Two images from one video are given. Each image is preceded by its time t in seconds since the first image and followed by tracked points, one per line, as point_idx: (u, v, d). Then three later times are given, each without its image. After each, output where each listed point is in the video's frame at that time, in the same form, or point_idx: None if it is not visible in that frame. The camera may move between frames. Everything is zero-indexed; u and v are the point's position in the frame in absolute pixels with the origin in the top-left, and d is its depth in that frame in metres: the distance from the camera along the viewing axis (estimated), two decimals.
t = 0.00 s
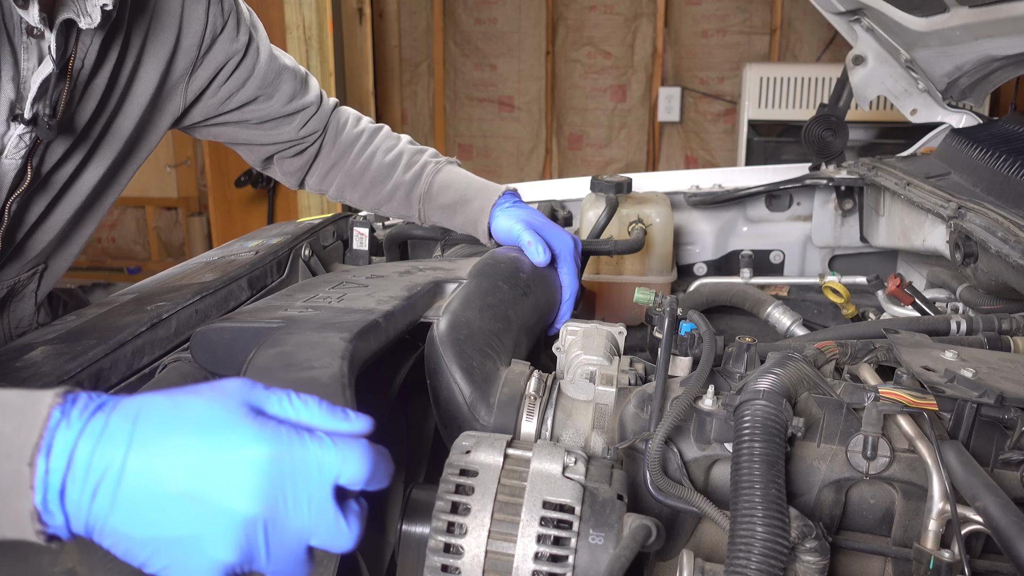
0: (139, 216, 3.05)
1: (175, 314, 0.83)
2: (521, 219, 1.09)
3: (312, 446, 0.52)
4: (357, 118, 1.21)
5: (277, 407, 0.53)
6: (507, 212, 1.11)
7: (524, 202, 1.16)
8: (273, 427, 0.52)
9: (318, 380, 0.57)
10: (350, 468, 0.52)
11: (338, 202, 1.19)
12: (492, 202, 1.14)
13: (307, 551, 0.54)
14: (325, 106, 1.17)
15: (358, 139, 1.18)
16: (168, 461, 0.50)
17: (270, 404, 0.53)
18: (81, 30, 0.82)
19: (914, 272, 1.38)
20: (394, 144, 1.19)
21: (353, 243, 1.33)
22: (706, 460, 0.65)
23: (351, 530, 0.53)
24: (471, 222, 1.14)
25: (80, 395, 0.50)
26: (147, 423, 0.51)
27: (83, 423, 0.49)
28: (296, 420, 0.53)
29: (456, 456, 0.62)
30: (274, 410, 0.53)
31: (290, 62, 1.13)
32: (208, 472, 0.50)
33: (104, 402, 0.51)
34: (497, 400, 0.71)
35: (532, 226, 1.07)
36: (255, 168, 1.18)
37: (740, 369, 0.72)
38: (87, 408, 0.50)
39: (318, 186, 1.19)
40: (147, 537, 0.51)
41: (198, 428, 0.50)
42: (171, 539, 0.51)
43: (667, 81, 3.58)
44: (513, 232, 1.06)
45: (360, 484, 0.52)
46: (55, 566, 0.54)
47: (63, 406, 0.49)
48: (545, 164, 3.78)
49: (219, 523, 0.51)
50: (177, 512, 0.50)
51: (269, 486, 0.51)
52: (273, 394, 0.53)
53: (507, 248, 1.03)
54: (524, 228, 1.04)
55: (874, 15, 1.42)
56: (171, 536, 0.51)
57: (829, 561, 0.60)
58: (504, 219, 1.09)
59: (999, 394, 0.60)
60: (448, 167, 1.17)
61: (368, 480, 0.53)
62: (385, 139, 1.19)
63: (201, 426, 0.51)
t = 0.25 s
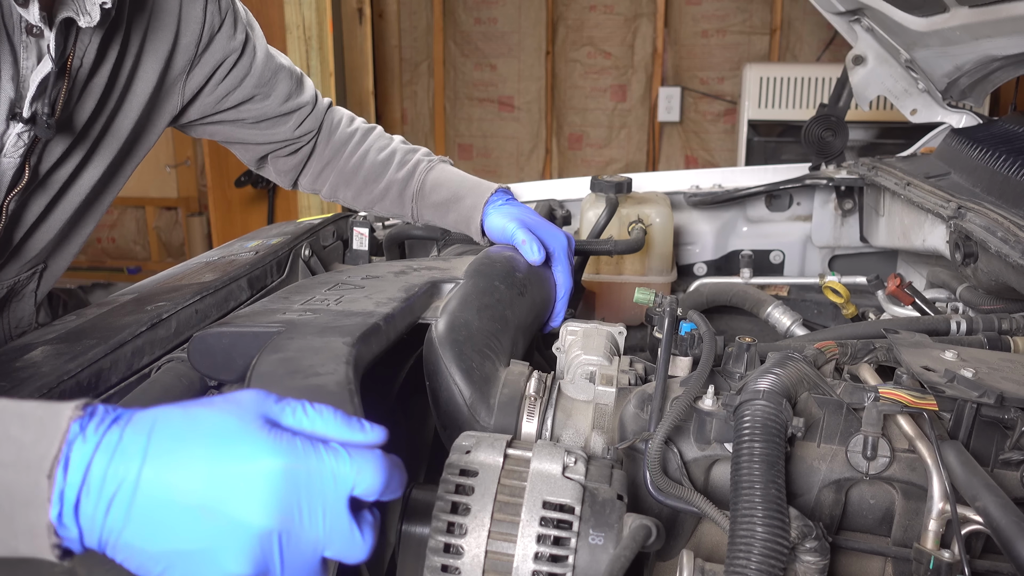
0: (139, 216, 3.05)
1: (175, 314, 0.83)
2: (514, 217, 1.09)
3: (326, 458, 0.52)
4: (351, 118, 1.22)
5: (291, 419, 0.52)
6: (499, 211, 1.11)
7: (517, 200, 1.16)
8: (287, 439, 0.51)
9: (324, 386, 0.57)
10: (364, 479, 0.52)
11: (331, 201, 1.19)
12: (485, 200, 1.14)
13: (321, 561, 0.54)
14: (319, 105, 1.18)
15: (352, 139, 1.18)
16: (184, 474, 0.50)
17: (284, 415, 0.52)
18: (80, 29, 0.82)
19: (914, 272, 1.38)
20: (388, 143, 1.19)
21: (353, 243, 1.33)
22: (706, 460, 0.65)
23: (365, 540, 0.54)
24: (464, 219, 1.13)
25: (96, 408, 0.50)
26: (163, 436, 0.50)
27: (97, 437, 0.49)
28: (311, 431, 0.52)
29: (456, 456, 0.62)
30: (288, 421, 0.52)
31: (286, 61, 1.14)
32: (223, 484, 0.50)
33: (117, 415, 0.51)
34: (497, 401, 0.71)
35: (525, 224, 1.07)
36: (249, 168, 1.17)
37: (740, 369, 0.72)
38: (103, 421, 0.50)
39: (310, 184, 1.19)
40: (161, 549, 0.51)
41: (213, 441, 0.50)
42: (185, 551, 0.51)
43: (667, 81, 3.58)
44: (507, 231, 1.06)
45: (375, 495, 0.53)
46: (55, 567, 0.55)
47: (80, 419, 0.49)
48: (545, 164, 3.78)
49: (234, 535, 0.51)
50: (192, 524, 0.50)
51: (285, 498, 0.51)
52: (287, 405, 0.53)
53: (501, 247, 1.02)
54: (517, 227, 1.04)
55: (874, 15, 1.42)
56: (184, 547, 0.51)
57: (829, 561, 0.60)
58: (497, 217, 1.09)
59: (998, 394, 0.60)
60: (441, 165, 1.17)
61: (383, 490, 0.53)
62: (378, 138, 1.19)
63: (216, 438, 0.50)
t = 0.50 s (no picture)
0: (139, 216, 3.05)
1: (176, 314, 0.83)
2: (518, 216, 1.09)
3: (291, 444, 0.52)
4: (356, 118, 1.21)
5: (257, 404, 0.52)
6: (503, 210, 1.12)
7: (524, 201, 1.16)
8: (251, 423, 0.51)
9: (304, 377, 0.57)
10: (327, 465, 0.52)
11: (338, 201, 1.19)
12: (492, 201, 1.14)
13: (284, 546, 0.54)
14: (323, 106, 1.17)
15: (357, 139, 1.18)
16: (149, 456, 0.50)
17: (250, 400, 0.52)
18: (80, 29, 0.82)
19: (914, 272, 1.38)
20: (393, 143, 1.19)
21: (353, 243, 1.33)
22: (706, 460, 0.65)
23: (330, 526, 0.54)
24: (469, 220, 1.13)
25: (67, 389, 0.50)
26: (131, 417, 0.51)
27: (65, 418, 0.49)
28: (278, 417, 0.52)
29: (456, 456, 0.62)
30: (254, 407, 0.52)
31: (286, 61, 1.13)
32: (188, 467, 0.50)
33: (86, 397, 0.51)
34: (492, 399, 0.71)
35: (529, 224, 1.07)
36: (253, 167, 1.17)
37: (740, 368, 0.72)
38: (73, 402, 0.50)
39: (318, 186, 1.19)
40: (126, 530, 0.51)
41: (179, 423, 0.51)
42: (149, 533, 0.51)
43: (667, 81, 3.58)
44: (510, 230, 1.07)
45: (339, 482, 0.52)
46: (55, 565, 0.55)
47: (51, 400, 0.49)
48: (545, 164, 3.78)
49: (197, 518, 0.51)
50: (157, 506, 0.51)
51: (248, 482, 0.51)
52: (254, 391, 0.53)
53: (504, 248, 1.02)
54: (519, 225, 1.05)
55: (874, 15, 1.42)
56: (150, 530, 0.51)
57: (829, 561, 0.60)
58: (503, 216, 1.10)
59: (998, 394, 0.60)
60: (448, 166, 1.17)
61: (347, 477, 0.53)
62: (385, 138, 1.19)
63: (182, 421, 0.51)
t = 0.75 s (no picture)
0: (139, 216, 3.05)
1: (175, 315, 0.83)
2: (517, 216, 1.09)
3: (310, 453, 0.52)
4: (351, 119, 1.21)
5: (275, 415, 0.53)
6: (500, 211, 1.12)
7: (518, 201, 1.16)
8: (271, 434, 0.52)
9: (313, 382, 0.57)
10: (347, 474, 0.53)
11: (332, 202, 1.19)
12: (486, 201, 1.14)
13: (305, 556, 0.54)
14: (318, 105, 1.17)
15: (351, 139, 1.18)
16: (167, 468, 0.50)
17: (269, 411, 0.53)
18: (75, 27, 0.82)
19: (914, 272, 1.38)
20: (388, 143, 1.19)
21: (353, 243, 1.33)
22: (706, 460, 0.65)
23: (348, 535, 0.54)
24: (466, 220, 1.13)
25: (78, 402, 0.50)
26: (147, 430, 0.51)
27: (81, 432, 0.49)
28: (295, 425, 0.53)
29: (456, 457, 0.62)
30: (273, 417, 0.53)
31: (284, 61, 1.14)
32: (207, 480, 0.50)
33: (101, 410, 0.51)
34: (491, 399, 0.71)
35: (528, 224, 1.07)
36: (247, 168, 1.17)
37: (740, 369, 0.72)
38: (86, 415, 0.50)
39: (311, 185, 1.19)
40: (144, 544, 0.51)
41: (197, 435, 0.51)
42: (168, 546, 0.51)
43: (667, 81, 3.58)
44: (507, 230, 1.07)
45: (359, 489, 0.53)
46: (55, 566, 0.55)
47: (62, 413, 0.49)
48: (545, 164, 3.78)
49: (217, 531, 0.51)
50: (176, 520, 0.50)
51: (269, 493, 0.51)
52: (272, 401, 0.53)
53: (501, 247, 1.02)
54: (518, 225, 1.05)
55: (874, 15, 1.42)
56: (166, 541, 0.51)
57: (829, 561, 0.60)
58: (501, 217, 1.10)
59: (999, 394, 0.60)
60: (442, 166, 1.17)
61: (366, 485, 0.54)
62: (379, 138, 1.19)
63: (200, 434, 0.51)
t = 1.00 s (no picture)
0: (139, 216, 3.05)
1: (175, 314, 0.83)
2: (518, 216, 1.09)
3: (293, 447, 0.52)
4: (353, 117, 1.21)
5: (260, 407, 0.52)
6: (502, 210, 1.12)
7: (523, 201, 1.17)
8: (254, 426, 0.52)
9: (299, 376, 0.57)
10: (330, 468, 0.52)
11: (336, 200, 1.20)
12: (491, 201, 1.14)
13: (288, 549, 0.54)
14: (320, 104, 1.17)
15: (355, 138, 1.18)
16: (152, 460, 0.50)
17: (254, 404, 0.53)
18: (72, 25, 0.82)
19: (914, 272, 1.38)
20: (391, 143, 1.19)
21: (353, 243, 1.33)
22: (706, 460, 0.65)
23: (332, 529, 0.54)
24: (466, 220, 1.13)
25: (68, 393, 0.50)
26: (132, 421, 0.51)
27: (67, 421, 0.49)
28: (280, 419, 0.52)
29: (456, 457, 0.62)
30: (257, 410, 0.53)
31: (281, 57, 1.14)
32: (190, 471, 0.50)
33: (88, 401, 0.51)
34: (491, 399, 0.71)
35: (529, 224, 1.07)
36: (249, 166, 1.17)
37: (740, 369, 0.72)
38: (74, 406, 0.50)
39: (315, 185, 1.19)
40: (128, 533, 0.51)
41: (183, 427, 0.51)
42: (152, 537, 0.51)
43: (667, 81, 3.58)
44: (508, 229, 1.07)
45: (342, 484, 0.53)
46: (55, 565, 0.55)
47: (53, 404, 0.49)
48: (545, 164, 3.78)
49: (200, 522, 0.51)
50: (159, 511, 0.51)
51: (252, 486, 0.51)
52: (257, 394, 0.53)
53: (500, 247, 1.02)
54: (518, 225, 1.05)
55: (874, 15, 1.42)
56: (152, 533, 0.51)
57: (829, 561, 0.60)
58: (502, 216, 1.10)
59: (999, 394, 0.60)
60: (446, 165, 1.17)
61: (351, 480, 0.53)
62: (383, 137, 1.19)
63: (185, 425, 0.51)
